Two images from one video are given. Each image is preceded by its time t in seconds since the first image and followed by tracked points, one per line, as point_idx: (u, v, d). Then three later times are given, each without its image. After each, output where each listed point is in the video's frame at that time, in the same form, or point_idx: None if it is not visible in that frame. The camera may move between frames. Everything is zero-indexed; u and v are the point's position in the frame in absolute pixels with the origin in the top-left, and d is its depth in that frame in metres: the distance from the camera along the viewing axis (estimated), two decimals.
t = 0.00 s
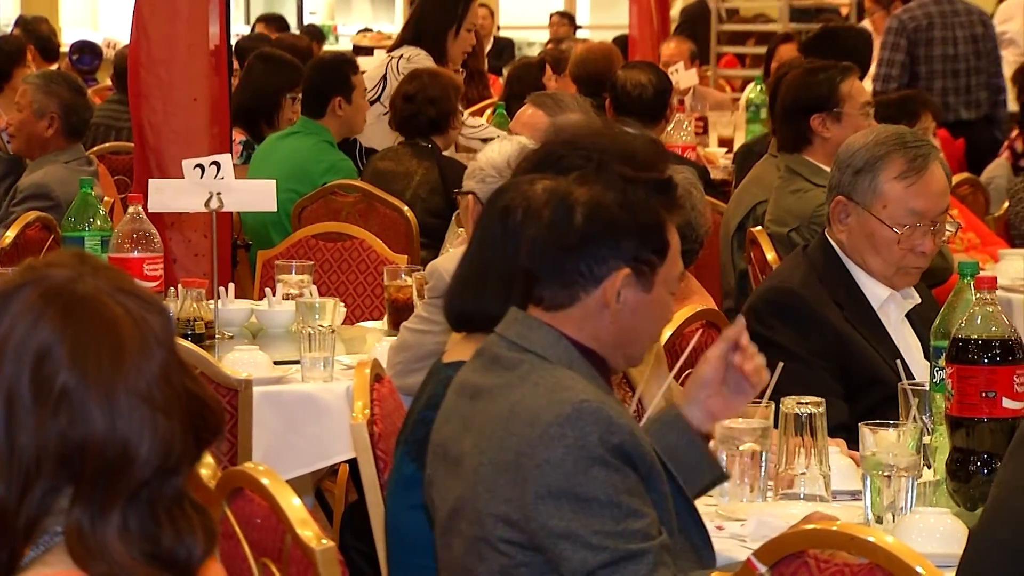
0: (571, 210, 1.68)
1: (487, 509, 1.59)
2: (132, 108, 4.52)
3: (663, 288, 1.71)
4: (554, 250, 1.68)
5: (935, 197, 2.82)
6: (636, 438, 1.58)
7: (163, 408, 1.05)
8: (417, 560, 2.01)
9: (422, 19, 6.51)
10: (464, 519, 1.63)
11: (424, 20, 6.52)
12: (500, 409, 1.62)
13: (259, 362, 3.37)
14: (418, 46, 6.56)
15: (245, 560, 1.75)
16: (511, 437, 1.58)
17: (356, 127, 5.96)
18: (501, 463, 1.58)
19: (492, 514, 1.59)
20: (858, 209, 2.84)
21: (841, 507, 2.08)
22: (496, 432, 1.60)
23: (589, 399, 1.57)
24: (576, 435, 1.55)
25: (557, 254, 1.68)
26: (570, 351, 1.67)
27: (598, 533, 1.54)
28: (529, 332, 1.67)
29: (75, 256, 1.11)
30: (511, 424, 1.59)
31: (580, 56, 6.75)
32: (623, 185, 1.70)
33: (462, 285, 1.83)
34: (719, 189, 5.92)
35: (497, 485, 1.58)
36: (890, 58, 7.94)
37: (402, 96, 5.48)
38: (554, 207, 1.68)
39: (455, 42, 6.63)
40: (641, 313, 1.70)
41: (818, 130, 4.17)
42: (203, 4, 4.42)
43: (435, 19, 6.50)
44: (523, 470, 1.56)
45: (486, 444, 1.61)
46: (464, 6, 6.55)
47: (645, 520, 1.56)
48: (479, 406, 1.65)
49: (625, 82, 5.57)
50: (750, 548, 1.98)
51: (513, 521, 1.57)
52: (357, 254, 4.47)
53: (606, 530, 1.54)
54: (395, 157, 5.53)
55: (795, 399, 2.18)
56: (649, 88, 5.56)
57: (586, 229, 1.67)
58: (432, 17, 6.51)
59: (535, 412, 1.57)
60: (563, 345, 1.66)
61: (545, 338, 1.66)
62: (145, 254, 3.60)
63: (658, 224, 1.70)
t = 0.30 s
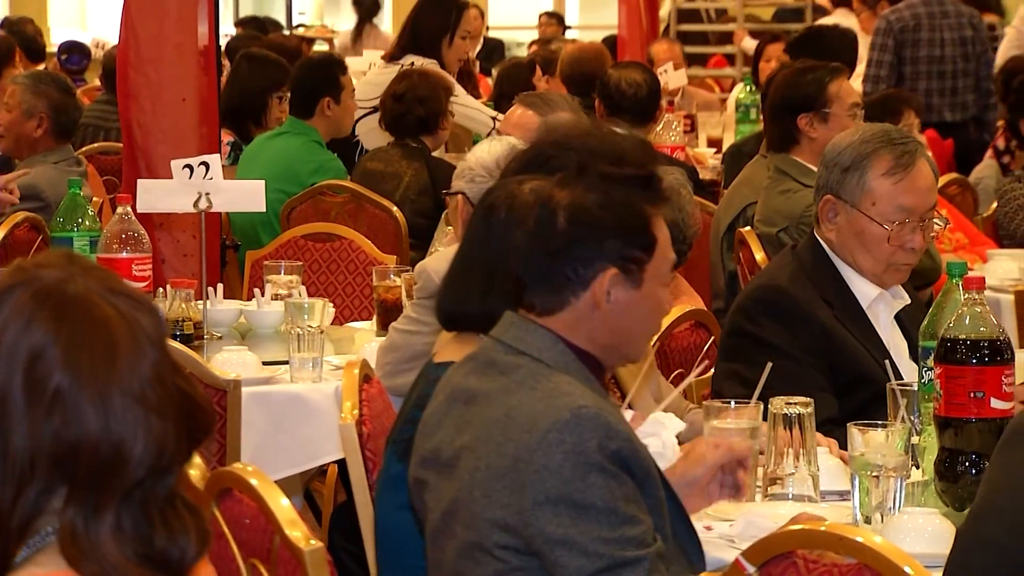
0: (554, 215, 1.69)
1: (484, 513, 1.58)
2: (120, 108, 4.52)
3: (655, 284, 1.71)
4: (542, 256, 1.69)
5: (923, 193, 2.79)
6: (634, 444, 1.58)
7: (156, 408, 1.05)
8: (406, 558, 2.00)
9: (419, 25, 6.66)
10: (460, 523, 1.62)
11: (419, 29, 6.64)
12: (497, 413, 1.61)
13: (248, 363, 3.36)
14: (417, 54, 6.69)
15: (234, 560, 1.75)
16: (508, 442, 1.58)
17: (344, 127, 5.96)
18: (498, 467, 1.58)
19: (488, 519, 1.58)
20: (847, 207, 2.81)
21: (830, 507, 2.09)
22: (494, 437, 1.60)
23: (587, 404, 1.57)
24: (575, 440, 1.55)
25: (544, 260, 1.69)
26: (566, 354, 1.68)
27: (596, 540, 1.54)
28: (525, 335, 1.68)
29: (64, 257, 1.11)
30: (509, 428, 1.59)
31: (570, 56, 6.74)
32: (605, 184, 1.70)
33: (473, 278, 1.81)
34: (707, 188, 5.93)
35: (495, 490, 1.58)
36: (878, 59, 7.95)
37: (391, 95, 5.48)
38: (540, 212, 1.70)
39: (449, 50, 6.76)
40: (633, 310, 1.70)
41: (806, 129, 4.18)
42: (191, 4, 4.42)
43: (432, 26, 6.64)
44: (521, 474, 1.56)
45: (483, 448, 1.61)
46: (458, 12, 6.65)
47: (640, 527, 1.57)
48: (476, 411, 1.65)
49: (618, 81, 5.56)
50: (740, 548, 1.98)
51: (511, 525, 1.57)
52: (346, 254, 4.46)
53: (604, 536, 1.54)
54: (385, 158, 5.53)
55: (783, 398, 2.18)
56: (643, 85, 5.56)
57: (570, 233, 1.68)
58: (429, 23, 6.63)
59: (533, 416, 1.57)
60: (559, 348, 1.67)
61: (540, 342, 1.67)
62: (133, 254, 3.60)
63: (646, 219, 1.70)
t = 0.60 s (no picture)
0: (510, 218, 1.74)
1: (475, 508, 1.59)
2: (100, 108, 4.55)
3: (630, 262, 1.74)
4: (512, 270, 1.74)
5: (904, 188, 2.72)
6: (627, 440, 1.59)
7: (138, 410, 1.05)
8: (390, 559, 2.00)
9: (411, 30, 6.84)
10: (450, 518, 1.63)
11: (413, 39, 6.86)
12: (492, 409, 1.62)
13: (227, 363, 3.36)
14: (411, 62, 6.92)
15: (212, 561, 1.75)
16: (503, 436, 1.59)
17: (324, 127, 5.95)
18: (489, 462, 1.59)
19: (479, 515, 1.59)
20: (829, 204, 2.74)
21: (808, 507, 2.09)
22: (489, 431, 1.61)
23: (581, 399, 1.58)
24: (568, 435, 1.56)
25: (513, 270, 1.73)
26: (560, 350, 1.70)
27: (586, 536, 1.55)
28: (520, 333, 1.70)
29: (47, 259, 1.11)
30: (503, 423, 1.60)
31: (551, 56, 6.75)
32: (552, 180, 1.73)
33: (454, 278, 1.85)
34: (687, 188, 5.94)
35: (486, 485, 1.58)
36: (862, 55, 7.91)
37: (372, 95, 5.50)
38: (502, 225, 1.74)
39: (442, 57, 6.97)
40: (613, 297, 1.73)
41: (791, 130, 4.19)
42: (170, 4, 4.44)
43: (422, 34, 6.83)
44: (513, 469, 1.57)
45: (478, 441, 1.61)
46: (449, 21, 6.85)
47: (630, 524, 1.58)
48: (472, 408, 1.65)
49: (595, 81, 5.57)
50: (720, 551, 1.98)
51: (502, 519, 1.58)
52: (325, 254, 4.46)
53: (594, 533, 1.55)
54: (366, 158, 5.53)
55: (762, 398, 2.19)
56: (619, 87, 5.57)
57: (525, 236, 1.72)
58: (421, 32, 6.84)
59: (526, 412, 1.58)
60: (554, 345, 1.70)
61: (538, 339, 1.69)
62: (112, 255, 3.59)
63: (598, 203, 1.72)
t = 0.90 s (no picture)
0: (499, 220, 1.74)
1: (465, 502, 1.60)
2: (77, 108, 4.54)
3: (619, 259, 1.74)
4: (501, 270, 1.73)
5: (887, 193, 2.73)
6: (618, 437, 1.60)
7: (116, 410, 1.05)
8: (369, 561, 1.99)
9: (395, 33, 6.84)
10: (438, 513, 1.63)
11: (395, 41, 6.87)
12: (483, 404, 1.63)
13: (204, 364, 3.35)
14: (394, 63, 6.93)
15: (190, 561, 1.75)
16: (494, 430, 1.59)
17: (302, 128, 5.94)
18: (480, 456, 1.59)
19: (468, 509, 1.59)
20: (814, 206, 2.74)
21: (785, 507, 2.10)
22: (480, 426, 1.61)
23: (574, 394, 1.59)
24: (560, 429, 1.57)
25: (504, 271, 1.73)
26: (554, 349, 1.71)
27: (574, 532, 1.55)
28: (514, 332, 1.70)
29: (19, 259, 1.10)
30: (495, 418, 1.60)
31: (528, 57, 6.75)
32: (541, 180, 1.73)
33: (431, 277, 1.86)
34: (665, 188, 5.95)
35: (477, 478, 1.59)
36: (836, 55, 8.01)
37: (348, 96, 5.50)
38: (490, 225, 1.75)
39: (425, 59, 6.97)
40: (604, 294, 1.73)
41: (771, 131, 4.21)
42: (148, 4, 4.44)
43: (403, 36, 6.84)
44: (503, 462, 1.57)
45: (469, 436, 1.62)
46: (432, 23, 6.85)
47: (617, 522, 1.58)
48: (462, 404, 1.66)
49: (572, 81, 5.58)
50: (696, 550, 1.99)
51: (491, 513, 1.58)
52: (303, 254, 4.45)
53: (582, 529, 1.56)
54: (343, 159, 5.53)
55: (740, 399, 2.19)
56: (596, 87, 5.58)
57: (515, 235, 1.72)
58: (406, 36, 6.85)
59: (519, 407, 1.59)
60: (548, 344, 1.71)
61: (531, 339, 1.70)
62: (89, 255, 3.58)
63: (587, 200, 1.73)
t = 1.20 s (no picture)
0: (477, 220, 1.74)
1: (448, 493, 1.60)
2: (54, 109, 4.55)
3: (597, 254, 1.74)
4: (479, 268, 1.74)
5: (876, 199, 2.76)
6: (602, 427, 1.61)
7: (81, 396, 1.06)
8: (347, 562, 1.99)
9: (370, 33, 6.84)
10: (422, 506, 1.63)
11: (369, 38, 6.86)
12: (466, 397, 1.63)
13: (182, 364, 3.35)
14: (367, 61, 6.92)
15: (167, 562, 1.75)
16: (477, 421, 1.60)
17: (279, 128, 5.94)
18: (464, 446, 1.59)
19: (452, 499, 1.59)
20: (806, 208, 2.73)
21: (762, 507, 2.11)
22: (464, 418, 1.62)
23: (557, 383, 1.60)
24: (544, 417, 1.57)
25: (482, 269, 1.73)
26: (534, 344, 1.71)
27: (557, 519, 1.55)
28: (495, 328, 1.71)
29: None
30: (479, 409, 1.61)
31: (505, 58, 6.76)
32: (519, 177, 1.74)
33: (402, 281, 1.87)
34: (643, 188, 5.96)
35: (460, 469, 1.59)
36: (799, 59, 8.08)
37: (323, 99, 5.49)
38: (467, 224, 1.75)
39: (399, 57, 6.97)
40: (583, 290, 1.73)
41: (747, 130, 4.23)
42: (125, 5, 4.45)
43: (379, 35, 6.84)
44: (487, 451, 1.57)
45: (452, 429, 1.63)
46: (407, 21, 6.86)
47: (599, 511, 1.58)
48: (445, 400, 1.66)
49: (549, 82, 5.59)
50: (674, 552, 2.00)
51: (475, 504, 1.58)
52: (281, 255, 4.44)
53: (564, 517, 1.56)
54: (322, 159, 5.52)
55: (717, 400, 2.21)
56: (573, 87, 5.59)
57: (495, 233, 1.73)
58: (380, 33, 6.85)
59: (502, 397, 1.60)
60: (529, 340, 1.71)
61: (512, 334, 1.70)
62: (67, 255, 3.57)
63: (564, 196, 1.73)
